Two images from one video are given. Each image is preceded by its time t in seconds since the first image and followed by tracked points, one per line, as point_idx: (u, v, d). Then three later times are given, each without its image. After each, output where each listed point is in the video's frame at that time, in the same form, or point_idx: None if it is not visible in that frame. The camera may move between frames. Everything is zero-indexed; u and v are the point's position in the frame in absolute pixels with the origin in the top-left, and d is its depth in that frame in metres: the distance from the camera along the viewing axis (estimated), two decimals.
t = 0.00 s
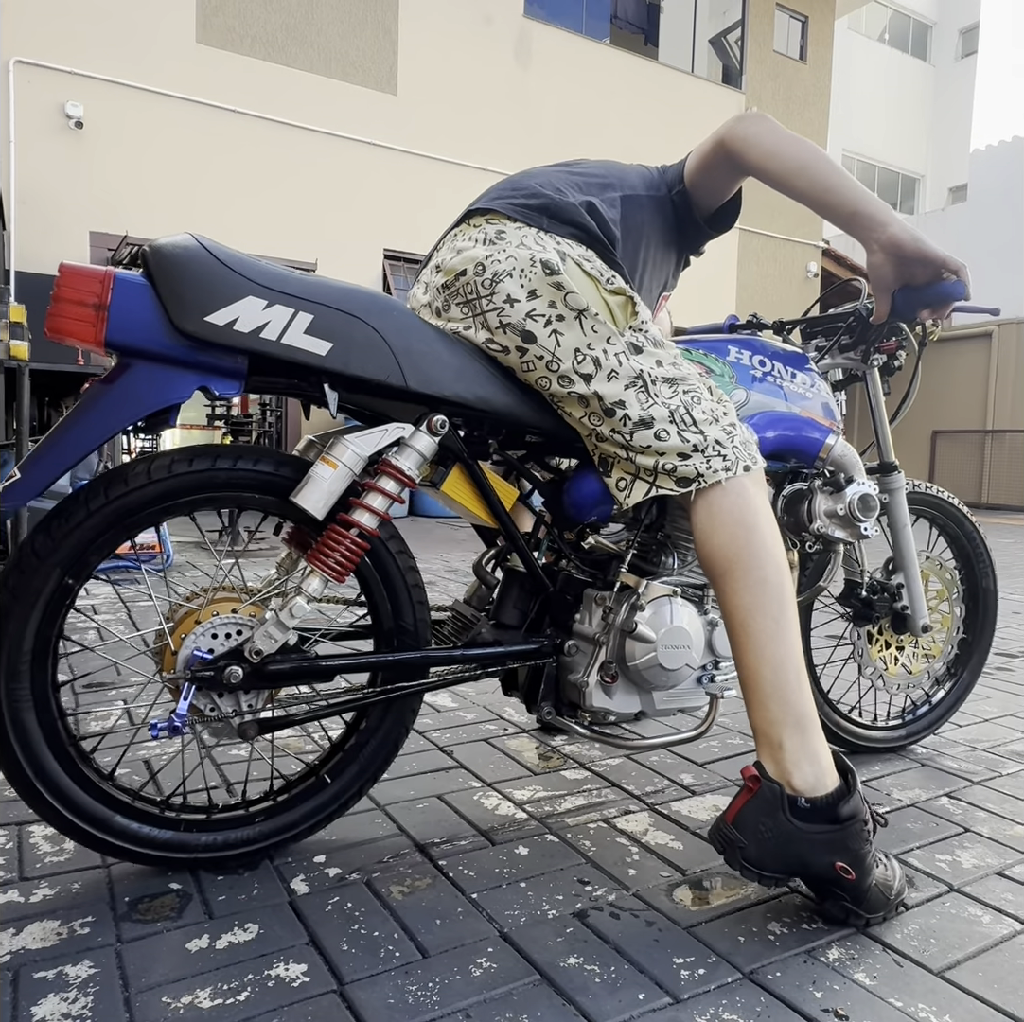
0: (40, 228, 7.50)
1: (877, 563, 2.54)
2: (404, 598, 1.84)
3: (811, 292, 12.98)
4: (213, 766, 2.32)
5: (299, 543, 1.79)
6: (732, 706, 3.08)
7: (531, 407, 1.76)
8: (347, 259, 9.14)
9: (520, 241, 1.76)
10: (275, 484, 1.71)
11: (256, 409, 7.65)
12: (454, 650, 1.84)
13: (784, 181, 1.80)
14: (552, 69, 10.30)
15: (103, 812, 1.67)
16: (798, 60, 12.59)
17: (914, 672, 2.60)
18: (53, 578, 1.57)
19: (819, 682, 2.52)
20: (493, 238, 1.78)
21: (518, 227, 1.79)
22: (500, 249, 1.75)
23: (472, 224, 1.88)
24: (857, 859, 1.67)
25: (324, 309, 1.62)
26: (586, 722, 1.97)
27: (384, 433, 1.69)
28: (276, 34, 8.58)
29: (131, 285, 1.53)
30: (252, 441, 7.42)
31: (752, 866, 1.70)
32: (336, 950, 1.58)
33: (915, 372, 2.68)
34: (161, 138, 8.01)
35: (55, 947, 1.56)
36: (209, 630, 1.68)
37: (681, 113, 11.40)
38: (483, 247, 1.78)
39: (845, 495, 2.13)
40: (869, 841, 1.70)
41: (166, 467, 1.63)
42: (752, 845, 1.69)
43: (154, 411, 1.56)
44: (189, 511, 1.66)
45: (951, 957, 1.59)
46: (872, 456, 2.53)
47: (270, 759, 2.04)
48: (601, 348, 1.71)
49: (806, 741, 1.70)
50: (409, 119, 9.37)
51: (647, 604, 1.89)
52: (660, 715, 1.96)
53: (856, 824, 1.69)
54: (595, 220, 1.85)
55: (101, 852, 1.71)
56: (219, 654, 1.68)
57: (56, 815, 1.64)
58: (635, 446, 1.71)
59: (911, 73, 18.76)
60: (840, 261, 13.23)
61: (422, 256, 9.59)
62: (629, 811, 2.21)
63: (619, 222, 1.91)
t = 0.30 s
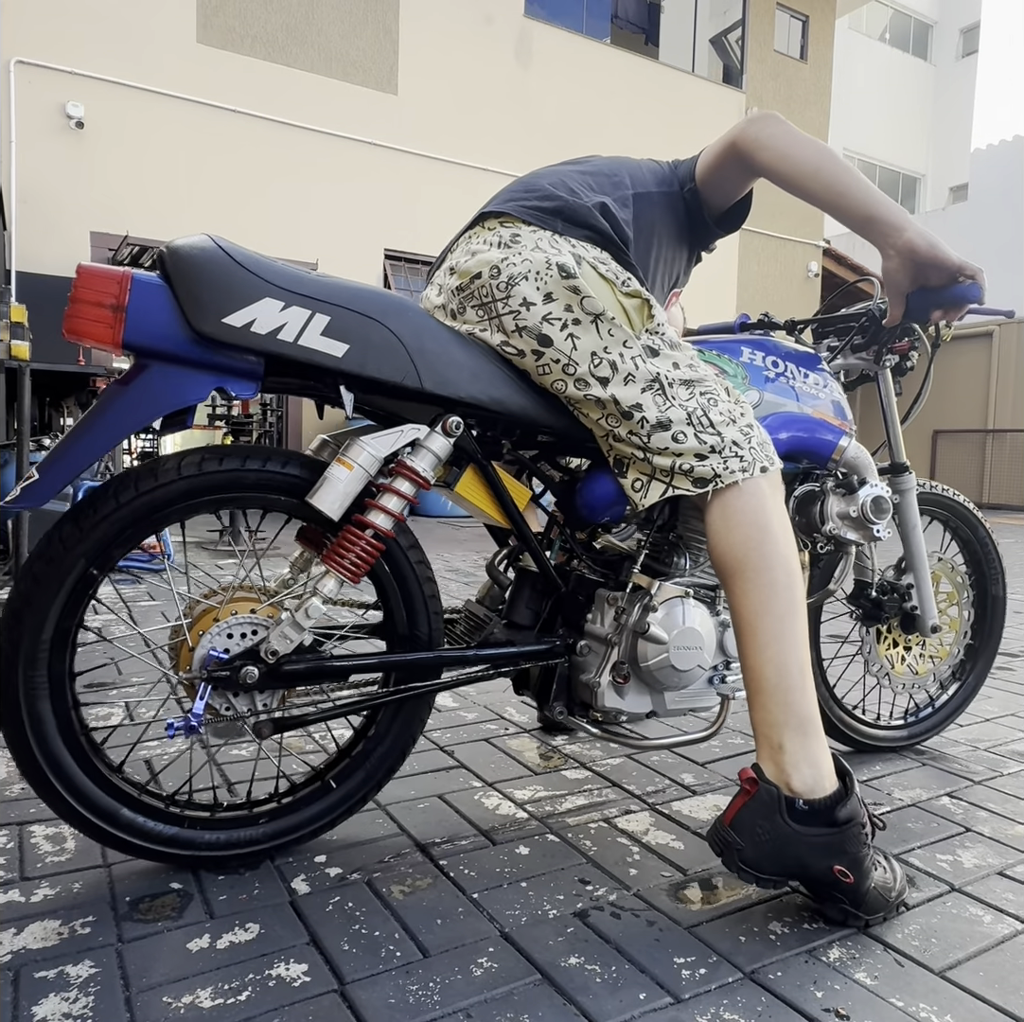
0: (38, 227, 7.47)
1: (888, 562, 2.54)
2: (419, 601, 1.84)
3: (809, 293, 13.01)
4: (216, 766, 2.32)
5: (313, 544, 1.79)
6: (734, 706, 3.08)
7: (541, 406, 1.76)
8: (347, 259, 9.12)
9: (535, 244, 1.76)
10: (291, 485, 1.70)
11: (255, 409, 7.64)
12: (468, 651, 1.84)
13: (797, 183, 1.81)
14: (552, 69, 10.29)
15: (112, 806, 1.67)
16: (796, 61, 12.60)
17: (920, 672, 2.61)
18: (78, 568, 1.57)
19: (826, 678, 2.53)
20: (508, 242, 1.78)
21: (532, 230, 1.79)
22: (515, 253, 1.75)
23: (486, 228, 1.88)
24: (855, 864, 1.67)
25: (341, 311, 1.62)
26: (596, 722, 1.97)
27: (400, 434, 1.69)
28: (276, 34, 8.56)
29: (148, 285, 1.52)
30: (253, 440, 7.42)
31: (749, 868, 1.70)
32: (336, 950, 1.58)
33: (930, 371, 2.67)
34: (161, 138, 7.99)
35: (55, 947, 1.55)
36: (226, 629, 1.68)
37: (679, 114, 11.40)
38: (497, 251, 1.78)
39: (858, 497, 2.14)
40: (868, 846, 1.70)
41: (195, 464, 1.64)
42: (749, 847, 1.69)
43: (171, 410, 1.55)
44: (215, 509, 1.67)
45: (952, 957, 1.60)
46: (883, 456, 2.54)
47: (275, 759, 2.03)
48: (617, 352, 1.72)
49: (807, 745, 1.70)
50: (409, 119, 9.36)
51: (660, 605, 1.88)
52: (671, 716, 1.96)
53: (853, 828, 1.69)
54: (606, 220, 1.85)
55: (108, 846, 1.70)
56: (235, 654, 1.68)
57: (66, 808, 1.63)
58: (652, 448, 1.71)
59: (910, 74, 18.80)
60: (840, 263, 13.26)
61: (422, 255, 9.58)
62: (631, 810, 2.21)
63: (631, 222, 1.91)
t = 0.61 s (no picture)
0: (39, 227, 7.47)
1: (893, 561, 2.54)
2: (429, 602, 1.84)
3: (810, 293, 13.00)
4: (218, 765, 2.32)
5: (323, 544, 1.79)
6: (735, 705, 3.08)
7: (546, 405, 1.75)
8: (347, 258, 9.12)
9: (543, 243, 1.76)
10: (300, 485, 1.70)
11: (256, 408, 7.65)
12: (476, 649, 1.84)
13: (804, 182, 1.81)
14: (552, 69, 10.29)
15: (117, 799, 1.67)
16: (797, 60, 12.59)
17: (923, 672, 2.60)
18: (95, 560, 1.58)
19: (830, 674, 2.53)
20: (517, 240, 1.78)
21: (541, 229, 1.79)
22: (524, 252, 1.75)
23: (495, 227, 1.88)
24: (855, 860, 1.67)
25: (350, 310, 1.62)
26: (604, 721, 1.98)
27: (409, 434, 1.69)
28: (277, 34, 8.56)
29: (160, 286, 1.52)
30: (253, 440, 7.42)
31: (752, 863, 1.70)
32: (337, 950, 1.58)
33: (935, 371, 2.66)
34: (161, 138, 7.99)
35: (56, 947, 1.55)
36: (236, 629, 1.68)
37: (681, 113, 11.39)
38: (507, 250, 1.78)
39: (864, 496, 2.14)
40: (867, 842, 1.70)
41: (215, 462, 1.65)
42: (752, 842, 1.69)
43: (181, 410, 1.55)
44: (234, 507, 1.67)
45: (953, 956, 1.60)
46: (888, 455, 2.53)
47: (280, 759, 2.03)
48: (625, 350, 1.71)
49: (810, 743, 1.70)
50: (410, 118, 9.36)
51: (667, 604, 1.88)
52: (677, 715, 1.96)
53: (854, 823, 1.69)
54: (613, 218, 1.84)
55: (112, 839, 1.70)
56: (245, 652, 1.68)
57: (72, 799, 1.63)
58: (658, 446, 1.71)
59: (911, 73, 18.78)
60: (840, 262, 13.25)
61: (422, 255, 9.58)
62: (631, 810, 2.21)
63: (639, 220, 1.91)
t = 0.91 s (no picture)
0: (40, 228, 7.48)
1: (884, 562, 2.54)
2: (412, 599, 1.84)
3: (811, 292, 12.98)
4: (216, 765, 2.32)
5: (307, 543, 1.79)
6: (735, 705, 3.07)
7: (538, 404, 1.75)
8: (348, 259, 9.12)
9: (524, 242, 1.75)
10: (284, 484, 1.71)
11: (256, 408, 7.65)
12: (461, 649, 1.84)
13: (795, 180, 1.81)
14: (552, 68, 10.28)
15: (108, 809, 1.67)
16: (798, 59, 12.57)
17: (918, 671, 2.60)
18: (65, 574, 1.57)
19: (824, 677, 2.53)
20: (497, 240, 1.78)
21: (521, 228, 1.78)
22: (504, 252, 1.75)
23: (476, 226, 1.87)
24: (854, 861, 1.67)
25: (332, 309, 1.61)
26: (591, 721, 1.98)
27: (392, 434, 1.69)
28: (277, 34, 8.57)
29: (140, 284, 1.52)
30: (252, 440, 7.41)
31: (749, 867, 1.70)
32: (338, 949, 1.58)
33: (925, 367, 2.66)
34: (161, 138, 8.00)
35: (56, 947, 1.55)
36: (218, 629, 1.68)
37: (681, 112, 11.38)
38: (487, 250, 1.78)
39: (854, 495, 2.13)
40: (866, 842, 1.69)
41: (181, 465, 1.64)
42: (749, 846, 1.69)
43: (163, 409, 1.56)
44: (201, 510, 1.67)
45: (954, 956, 1.60)
46: (879, 455, 2.53)
47: (274, 758, 2.03)
48: (607, 350, 1.71)
49: (804, 746, 1.71)
50: (410, 118, 9.36)
51: (655, 604, 1.88)
52: (667, 715, 1.96)
53: (851, 825, 1.69)
54: (599, 216, 1.84)
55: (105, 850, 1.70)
56: (228, 653, 1.68)
57: (61, 812, 1.63)
58: (642, 448, 1.71)
59: (911, 72, 18.76)
60: (840, 261, 13.23)
61: (423, 255, 9.58)
62: (632, 809, 2.21)
63: (622, 219, 1.90)
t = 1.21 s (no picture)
0: (41, 228, 7.49)
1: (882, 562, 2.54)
2: (407, 598, 1.84)
3: (813, 290, 12.96)
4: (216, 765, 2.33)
5: (302, 543, 1.79)
6: (735, 705, 3.07)
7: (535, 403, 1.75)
8: (348, 259, 9.12)
9: (519, 242, 1.75)
10: (278, 483, 1.71)
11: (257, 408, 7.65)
12: (457, 649, 1.84)
13: (793, 178, 1.80)
14: (553, 67, 10.28)
15: (105, 812, 1.67)
16: (799, 57, 12.55)
17: (917, 670, 2.59)
18: (56, 578, 1.57)
19: (822, 677, 2.52)
20: (492, 241, 1.77)
21: (515, 228, 1.78)
22: (499, 252, 1.74)
23: (471, 226, 1.86)
24: (854, 859, 1.67)
25: (327, 309, 1.62)
26: (589, 721, 1.97)
27: (387, 433, 1.69)
28: (277, 34, 8.57)
29: (134, 284, 1.53)
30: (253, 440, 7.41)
31: (749, 867, 1.70)
32: (338, 948, 1.58)
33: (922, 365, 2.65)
34: (161, 137, 8.01)
35: (57, 947, 1.55)
36: (213, 629, 1.68)
37: (682, 111, 11.37)
38: (481, 250, 1.77)
39: (850, 495, 2.13)
40: (865, 842, 1.69)
41: (169, 466, 1.63)
42: (748, 846, 1.69)
43: (157, 409, 1.56)
44: (192, 510, 1.67)
45: (955, 955, 1.59)
46: (877, 454, 2.52)
47: (272, 758, 2.03)
48: (602, 350, 1.71)
49: (803, 746, 1.71)
50: (411, 118, 9.36)
51: (652, 604, 1.89)
52: (664, 715, 1.96)
53: (850, 824, 1.69)
54: (594, 215, 1.84)
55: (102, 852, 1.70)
56: (222, 654, 1.68)
57: (57, 814, 1.63)
58: (638, 448, 1.71)
59: (912, 71, 18.73)
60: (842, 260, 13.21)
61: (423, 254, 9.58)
62: (632, 809, 2.20)
63: (617, 217, 1.90)
